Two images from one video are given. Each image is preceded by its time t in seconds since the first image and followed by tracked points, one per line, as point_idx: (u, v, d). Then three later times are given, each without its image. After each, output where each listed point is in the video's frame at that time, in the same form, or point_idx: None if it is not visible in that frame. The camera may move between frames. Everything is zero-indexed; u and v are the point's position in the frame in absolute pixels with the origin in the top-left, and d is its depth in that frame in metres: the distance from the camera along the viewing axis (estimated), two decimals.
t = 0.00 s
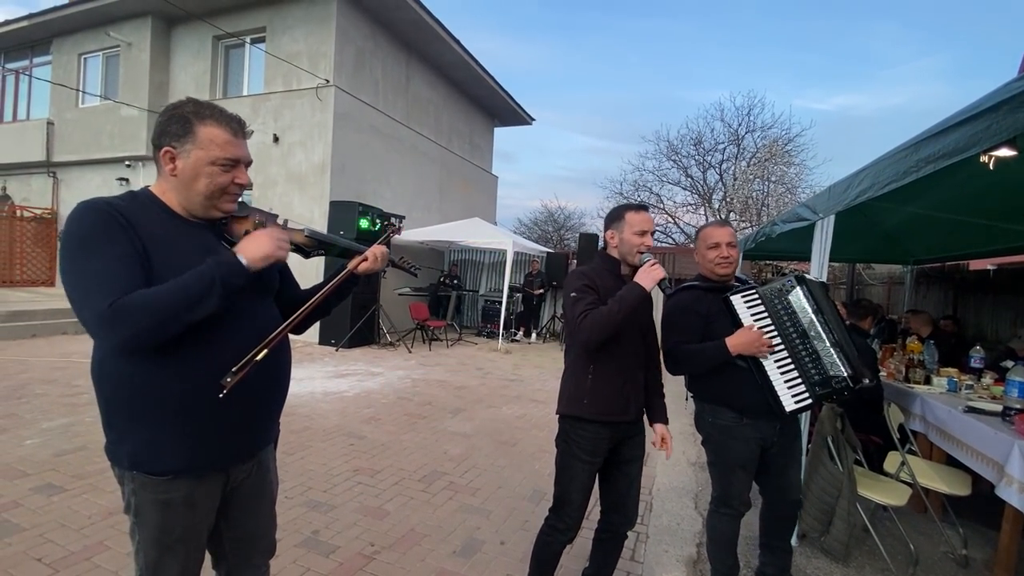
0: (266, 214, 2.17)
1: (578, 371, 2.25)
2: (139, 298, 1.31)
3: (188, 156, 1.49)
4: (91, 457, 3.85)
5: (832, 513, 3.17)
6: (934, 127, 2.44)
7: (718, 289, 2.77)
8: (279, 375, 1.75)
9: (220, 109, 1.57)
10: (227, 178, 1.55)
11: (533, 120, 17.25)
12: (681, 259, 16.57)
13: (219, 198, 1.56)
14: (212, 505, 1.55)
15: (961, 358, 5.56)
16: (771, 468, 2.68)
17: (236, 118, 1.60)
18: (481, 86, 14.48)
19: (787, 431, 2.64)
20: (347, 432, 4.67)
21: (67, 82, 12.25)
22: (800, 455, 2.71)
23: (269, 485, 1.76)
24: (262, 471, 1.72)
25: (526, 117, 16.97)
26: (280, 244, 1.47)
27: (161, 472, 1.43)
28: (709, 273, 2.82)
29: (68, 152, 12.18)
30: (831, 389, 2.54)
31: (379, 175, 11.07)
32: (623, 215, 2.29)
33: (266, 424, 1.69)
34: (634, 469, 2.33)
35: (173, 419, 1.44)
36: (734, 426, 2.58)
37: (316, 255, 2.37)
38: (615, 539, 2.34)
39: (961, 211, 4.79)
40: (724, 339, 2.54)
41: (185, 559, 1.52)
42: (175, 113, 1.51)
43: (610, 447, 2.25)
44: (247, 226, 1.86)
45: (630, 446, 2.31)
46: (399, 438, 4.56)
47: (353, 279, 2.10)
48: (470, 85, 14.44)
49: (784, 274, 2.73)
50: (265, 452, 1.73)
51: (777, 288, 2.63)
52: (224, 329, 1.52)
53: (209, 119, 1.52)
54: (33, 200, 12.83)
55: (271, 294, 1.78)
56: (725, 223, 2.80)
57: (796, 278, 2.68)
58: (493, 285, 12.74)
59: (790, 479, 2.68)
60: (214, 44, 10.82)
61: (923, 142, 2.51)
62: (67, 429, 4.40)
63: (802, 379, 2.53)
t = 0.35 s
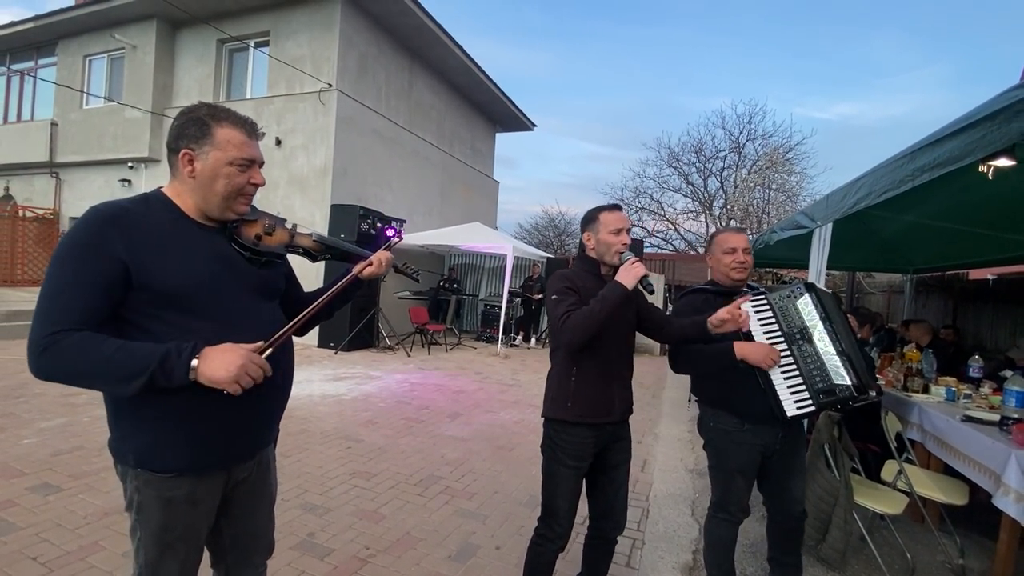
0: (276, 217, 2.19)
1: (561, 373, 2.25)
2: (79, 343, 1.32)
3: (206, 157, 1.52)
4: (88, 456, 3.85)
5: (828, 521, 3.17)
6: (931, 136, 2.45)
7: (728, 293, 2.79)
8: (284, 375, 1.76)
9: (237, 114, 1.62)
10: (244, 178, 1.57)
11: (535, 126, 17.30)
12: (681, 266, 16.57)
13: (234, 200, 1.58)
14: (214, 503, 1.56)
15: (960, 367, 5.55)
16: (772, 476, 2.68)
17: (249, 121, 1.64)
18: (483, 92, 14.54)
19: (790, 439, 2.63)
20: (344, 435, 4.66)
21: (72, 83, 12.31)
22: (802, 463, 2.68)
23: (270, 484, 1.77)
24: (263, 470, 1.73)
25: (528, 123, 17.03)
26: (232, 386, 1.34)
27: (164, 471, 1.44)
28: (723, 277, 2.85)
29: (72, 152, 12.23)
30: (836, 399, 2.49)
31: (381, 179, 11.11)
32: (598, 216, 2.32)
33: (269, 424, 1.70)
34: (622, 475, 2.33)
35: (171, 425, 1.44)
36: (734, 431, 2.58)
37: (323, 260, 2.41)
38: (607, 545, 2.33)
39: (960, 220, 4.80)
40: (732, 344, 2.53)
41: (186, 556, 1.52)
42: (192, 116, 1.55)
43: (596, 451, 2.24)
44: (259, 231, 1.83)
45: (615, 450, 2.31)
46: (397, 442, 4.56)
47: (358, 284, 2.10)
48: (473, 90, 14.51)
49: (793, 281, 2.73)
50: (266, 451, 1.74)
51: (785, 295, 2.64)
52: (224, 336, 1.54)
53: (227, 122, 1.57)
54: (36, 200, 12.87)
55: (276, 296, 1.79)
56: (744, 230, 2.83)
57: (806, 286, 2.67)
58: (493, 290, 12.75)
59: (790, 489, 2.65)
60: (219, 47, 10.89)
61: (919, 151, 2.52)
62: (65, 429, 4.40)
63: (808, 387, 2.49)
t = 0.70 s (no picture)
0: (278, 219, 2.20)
1: (539, 382, 2.24)
2: (79, 344, 1.33)
3: (209, 162, 1.54)
4: (82, 455, 3.85)
5: (820, 529, 3.16)
6: (921, 145, 2.47)
7: (746, 297, 2.81)
8: (280, 376, 1.77)
9: (242, 120, 1.64)
10: (244, 183, 1.59)
11: (536, 131, 17.35)
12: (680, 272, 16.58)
13: (234, 204, 1.60)
14: (207, 501, 1.56)
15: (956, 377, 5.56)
16: (778, 485, 2.66)
17: (255, 129, 1.67)
18: (484, 97, 14.60)
19: (801, 447, 2.58)
20: (339, 437, 4.67)
21: (74, 83, 12.37)
22: (807, 471, 2.66)
23: (263, 485, 1.77)
24: (257, 470, 1.73)
25: (529, 128, 17.08)
26: (231, 371, 1.35)
27: (162, 467, 1.45)
28: (746, 283, 2.86)
29: (73, 152, 12.27)
30: (849, 407, 2.44)
31: (381, 182, 11.14)
32: (568, 219, 2.32)
33: (265, 424, 1.71)
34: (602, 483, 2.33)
35: (169, 426, 1.45)
36: (743, 436, 2.57)
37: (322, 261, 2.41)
38: (592, 553, 2.33)
39: (956, 230, 4.81)
40: (739, 333, 2.56)
41: (178, 554, 1.53)
42: (198, 121, 1.57)
43: (575, 459, 2.25)
44: (259, 231, 1.85)
45: (594, 459, 2.31)
46: (391, 445, 4.56)
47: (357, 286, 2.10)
48: (474, 95, 14.57)
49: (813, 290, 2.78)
50: (260, 451, 1.74)
51: (802, 301, 2.70)
52: (224, 336, 1.55)
53: (230, 129, 1.59)
54: (36, 199, 12.90)
55: (276, 297, 1.80)
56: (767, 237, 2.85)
57: (825, 294, 2.72)
58: (492, 294, 12.76)
59: (793, 495, 2.64)
60: (221, 49, 10.95)
61: (910, 159, 2.54)
62: (60, 428, 4.41)
63: (819, 393, 2.48)
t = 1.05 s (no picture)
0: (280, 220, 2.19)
1: (527, 389, 2.23)
2: (77, 339, 1.32)
3: (211, 164, 1.55)
4: (78, 454, 3.84)
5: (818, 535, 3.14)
6: (922, 153, 2.47)
7: (766, 303, 2.81)
8: (278, 375, 1.76)
9: (247, 124, 1.64)
10: (245, 188, 1.59)
11: (537, 133, 17.36)
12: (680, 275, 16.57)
13: (234, 206, 1.59)
14: (201, 500, 1.56)
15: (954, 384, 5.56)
16: (785, 489, 2.65)
17: (260, 133, 1.67)
18: (486, 99, 14.62)
19: (811, 455, 2.56)
20: (336, 438, 4.66)
21: (77, 81, 12.38)
22: (818, 478, 2.65)
23: (261, 484, 1.77)
24: (254, 470, 1.73)
25: (530, 130, 17.08)
26: (220, 411, 1.36)
27: (156, 464, 1.45)
28: (772, 288, 2.86)
29: (74, 149, 12.28)
30: (856, 419, 2.49)
31: (381, 183, 11.14)
32: (558, 221, 2.32)
33: (262, 423, 1.71)
34: (590, 489, 2.31)
35: (164, 424, 1.45)
36: (752, 440, 2.58)
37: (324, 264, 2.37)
38: (582, 559, 2.32)
39: (956, 238, 4.82)
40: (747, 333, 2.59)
41: (172, 554, 1.52)
42: (202, 123, 1.58)
43: (565, 465, 2.24)
44: (259, 232, 1.84)
45: (584, 465, 2.30)
46: (388, 446, 4.55)
47: (366, 292, 2.07)
48: (476, 97, 14.59)
49: (831, 300, 2.75)
50: (257, 450, 1.73)
51: (819, 310, 2.67)
52: (222, 335, 1.55)
53: (236, 133, 1.59)
54: (37, 196, 12.90)
55: (274, 298, 1.79)
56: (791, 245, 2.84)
57: (843, 305, 2.70)
58: (491, 296, 12.76)
59: (799, 498, 2.64)
60: (224, 48, 10.96)
61: (910, 167, 2.54)
62: (57, 425, 4.40)
63: (829, 402, 2.48)
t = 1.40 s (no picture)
0: (291, 220, 2.19)
1: (526, 397, 2.23)
2: (75, 316, 1.31)
3: (204, 151, 1.60)
4: (77, 449, 3.83)
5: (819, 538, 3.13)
6: (928, 156, 2.47)
7: (783, 305, 2.80)
8: (284, 375, 1.74)
9: (244, 114, 1.69)
10: (233, 168, 1.59)
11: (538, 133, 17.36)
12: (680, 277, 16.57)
13: (225, 189, 1.59)
14: (202, 497, 1.54)
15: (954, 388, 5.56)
16: (792, 491, 2.65)
17: (257, 122, 1.70)
18: (488, 98, 14.62)
19: (814, 458, 2.54)
20: (336, 435, 4.66)
21: (79, 76, 12.35)
22: (823, 481, 2.64)
23: (268, 484, 1.75)
24: (260, 471, 1.71)
25: (532, 129, 17.07)
26: (206, 394, 1.29)
27: (153, 457, 1.44)
28: (788, 291, 2.86)
29: (75, 144, 12.26)
30: (858, 427, 2.45)
31: (383, 181, 11.14)
32: (563, 227, 2.30)
33: (266, 423, 1.69)
34: (596, 493, 2.30)
35: (162, 414, 1.45)
36: (756, 439, 2.59)
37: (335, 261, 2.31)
38: (589, 564, 2.31)
39: (958, 242, 4.82)
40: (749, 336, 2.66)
41: (172, 549, 1.52)
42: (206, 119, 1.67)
43: (567, 470, 2.23)
44: (267, 229, 1.81)
45: (586, 467, 2.29)
46: (388, 445, 4.54)
47: (374, 290, 2.02)
48: (478, 96, 14.58)
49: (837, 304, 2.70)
50: (263, 451, 1.72)
51: (826, 315, 2.63)
52: (220, 329, 1.52)
53: (227, 119, 1.63)
54: (37, 191, 12.87)
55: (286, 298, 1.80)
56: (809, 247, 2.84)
57: (850, 308, 2.63)
58: (491, 295, 12.76)
59: (804, 501, 2.64)
60: (226, 45, 10.95)
61: (916, 170, 2.54)
62: (57, 420, 4.39)
63: (828, 407, 2.48)
